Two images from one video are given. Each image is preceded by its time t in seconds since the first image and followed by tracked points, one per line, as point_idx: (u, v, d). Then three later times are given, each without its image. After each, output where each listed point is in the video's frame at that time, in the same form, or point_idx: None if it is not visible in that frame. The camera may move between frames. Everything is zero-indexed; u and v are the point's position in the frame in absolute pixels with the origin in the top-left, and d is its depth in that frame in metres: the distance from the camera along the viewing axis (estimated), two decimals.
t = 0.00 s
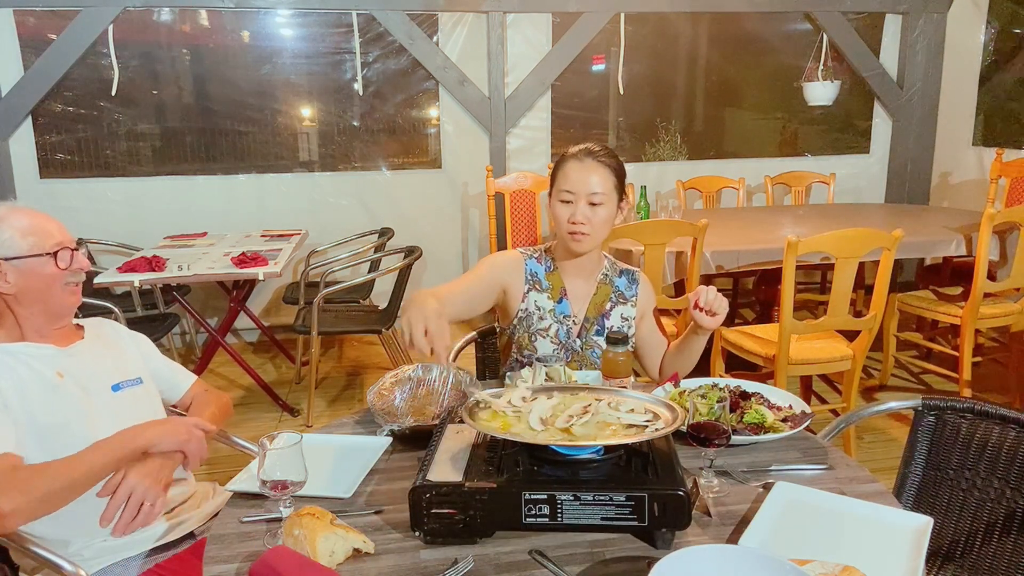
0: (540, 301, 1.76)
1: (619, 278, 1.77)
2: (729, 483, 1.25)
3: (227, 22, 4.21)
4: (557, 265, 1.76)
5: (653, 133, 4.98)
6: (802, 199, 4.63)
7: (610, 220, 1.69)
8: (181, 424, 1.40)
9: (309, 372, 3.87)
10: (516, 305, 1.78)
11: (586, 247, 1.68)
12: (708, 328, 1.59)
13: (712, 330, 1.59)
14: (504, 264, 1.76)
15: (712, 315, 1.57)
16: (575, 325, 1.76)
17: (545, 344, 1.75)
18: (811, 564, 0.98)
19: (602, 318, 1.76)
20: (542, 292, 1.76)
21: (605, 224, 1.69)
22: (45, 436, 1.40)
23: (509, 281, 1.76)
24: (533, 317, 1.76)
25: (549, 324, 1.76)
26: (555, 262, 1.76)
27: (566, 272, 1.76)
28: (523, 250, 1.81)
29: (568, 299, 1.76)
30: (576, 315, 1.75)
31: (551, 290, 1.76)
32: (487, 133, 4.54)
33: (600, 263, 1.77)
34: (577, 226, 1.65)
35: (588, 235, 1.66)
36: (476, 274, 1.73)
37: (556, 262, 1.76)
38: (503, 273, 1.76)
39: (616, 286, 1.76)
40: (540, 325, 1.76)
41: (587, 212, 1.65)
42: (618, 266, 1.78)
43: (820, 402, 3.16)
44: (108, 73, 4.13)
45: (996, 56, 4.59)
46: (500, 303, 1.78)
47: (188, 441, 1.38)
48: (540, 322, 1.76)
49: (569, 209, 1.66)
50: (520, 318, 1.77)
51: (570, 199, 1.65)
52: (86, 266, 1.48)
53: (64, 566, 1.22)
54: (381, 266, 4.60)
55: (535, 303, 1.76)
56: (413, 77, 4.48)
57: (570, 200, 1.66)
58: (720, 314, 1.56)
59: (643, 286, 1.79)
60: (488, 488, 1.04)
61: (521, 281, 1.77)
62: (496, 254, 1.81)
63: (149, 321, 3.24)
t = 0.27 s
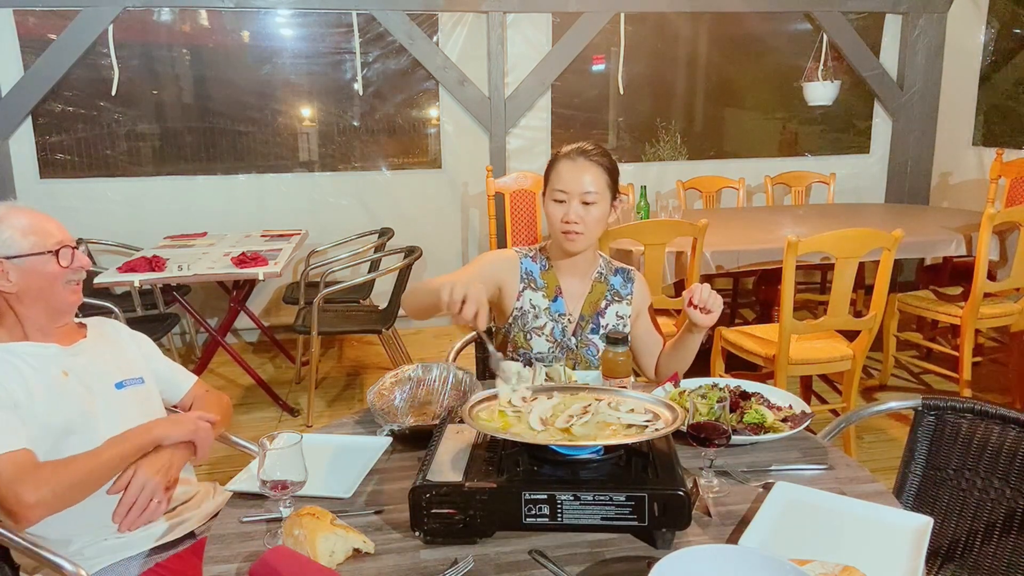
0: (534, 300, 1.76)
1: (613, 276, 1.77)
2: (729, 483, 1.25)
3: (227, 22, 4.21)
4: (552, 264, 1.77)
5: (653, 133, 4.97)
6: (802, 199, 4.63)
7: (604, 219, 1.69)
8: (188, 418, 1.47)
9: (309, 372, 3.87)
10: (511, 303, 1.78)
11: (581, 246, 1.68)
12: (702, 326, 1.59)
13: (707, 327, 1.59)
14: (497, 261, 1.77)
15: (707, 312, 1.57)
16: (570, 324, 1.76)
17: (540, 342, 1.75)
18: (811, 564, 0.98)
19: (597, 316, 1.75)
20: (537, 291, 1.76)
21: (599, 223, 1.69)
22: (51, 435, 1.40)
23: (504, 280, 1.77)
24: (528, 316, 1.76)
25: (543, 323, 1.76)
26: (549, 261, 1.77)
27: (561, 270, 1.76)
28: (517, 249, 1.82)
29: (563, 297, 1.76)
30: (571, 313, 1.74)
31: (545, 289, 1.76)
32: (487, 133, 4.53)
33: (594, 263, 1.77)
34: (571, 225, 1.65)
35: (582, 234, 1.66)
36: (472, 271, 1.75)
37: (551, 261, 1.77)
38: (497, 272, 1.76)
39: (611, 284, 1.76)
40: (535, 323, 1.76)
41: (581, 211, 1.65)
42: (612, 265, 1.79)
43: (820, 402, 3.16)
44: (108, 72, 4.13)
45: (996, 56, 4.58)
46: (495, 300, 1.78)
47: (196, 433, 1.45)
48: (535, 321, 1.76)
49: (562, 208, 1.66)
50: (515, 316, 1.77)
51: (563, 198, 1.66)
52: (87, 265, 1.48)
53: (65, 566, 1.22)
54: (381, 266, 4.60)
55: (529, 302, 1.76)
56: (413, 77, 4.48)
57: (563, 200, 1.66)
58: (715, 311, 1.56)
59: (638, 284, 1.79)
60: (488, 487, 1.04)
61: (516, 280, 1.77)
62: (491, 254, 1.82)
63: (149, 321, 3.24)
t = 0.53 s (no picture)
0: (537, 299, 1.75)
1: (615, 275, 1.77)
2: (729, 483, 1.25)
3: (227, 22, 4.21)
4: (554, 263, 1.76)
5: (653, 133, 4.97)
6: (802, 199, 4.63)
7: (605, 218, 1.69)
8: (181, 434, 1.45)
9: (309, 372, 3.87)
10: (513, 303, 1.77)
11: (583, 246, 1.68)
12: (704, 322, 1.59)
13: (709, 325, 1.59)
14: (500, 262, 1.76)
15: (709, 310, 1.57)
16: (573, 323, 1.76)
17: (543, 342, 1.74)
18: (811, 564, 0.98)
19: (599, 315, 1.76)
20: (539, 290, 1.76)
21: (601, 223, 1.69)
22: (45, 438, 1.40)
23: (506, 280, 1.76)
24: (530, 315, 1.76)
25: (546, 323, 1.75)
26: (551, 261, 1.76)
27: (563, 270, 1.76)
28: (519, 250, 1.81)
29: (565, 297, 1.76)
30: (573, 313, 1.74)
31: (547, 288, 1.76)
32: (487, 132, 4.53)
33: (595, 263, 1.77)
34: (573, 225, 1.65)
35: (584, 234, 1.66)
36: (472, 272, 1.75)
37: (553, 260, 1.76)
38: (499, 272, 1.76)
39: (613, 283, 1.77)
40: (537, 323, 1.75)
41: (583, 211, 1.65)
42: (614, 264, 1.79)
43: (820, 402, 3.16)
44: (108, 73, 4.13)
45: (996, 56, 4.58)
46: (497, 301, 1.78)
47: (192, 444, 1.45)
48: (538, 320, 1.76)
49: (564, 208, 1.66)
50: (517, 316, 1.76)
51: (565, 198, 1.66)
52: (83, 266, 1.48)
53: (64, 566, 1.22)
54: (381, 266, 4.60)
55: (532, 302, 1.76)
56: (413, 77, 4.48)
57: (565, 200, 1.66)
58: (717, 309, 1.56)
59: (640, 282, 1.79)
60: (488, 488, 1.04)
61: (518, 280, 1.77)
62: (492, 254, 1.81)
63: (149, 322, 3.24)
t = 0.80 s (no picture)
0: (540, 300, 1.76)
1: (617, 277, 1.77)
2: (729, 483, 1.25)
3: (227, 22, 4.21)
4: (557, 264, 1.76)
5: (653, 133, 4.97)
6: (802, 199, 4.63)
7: (606, 218, 1.69)
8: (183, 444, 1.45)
9: (309, 372, 3.87)
10: (516, 302, 1.77)
11: (585, 248, 1.68)
12: (705, 327, 1.59)
13: (710, 328, 1.59)
14: (500, 259, 1.74)
15: (710, 313, 1.57)
16: (575, 324, 1.76)
17: (544, 342, 1.75)
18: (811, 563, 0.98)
19: (601, 316, 1.76)
20: (542, 290, 1.76)
21: (602, 223, 1.69)
22: (44, 438, 1.40)
23: (509, 279, 1.75)
24: (532, 314, 1.76)
25: (547, 322, 1.76)
26: (554, 262, 1.76)
27: (566, 270, 1.76)
28: (522, 249, 1.81)
29: (567, 298, 1.76)
30: (575, 313, 1.75)
31: (550, 288, 1.76)
32: (487, 132, 4.54)
33: (598, 263, 1.77)
34: (574, 226, 1.65)
35: (585, 235, 1.66)
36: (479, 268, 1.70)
37: (555, 261, 1.76)
38: (502, 268, 1.73)
39: (614, 284, 1.77)
40: (539, 323, 1.76)
41: (584, 212, 1.65)
42: (615, 265, 1.79)
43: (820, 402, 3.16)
44: (108, 72, 4.13)
45: (996, 56, 4.58)
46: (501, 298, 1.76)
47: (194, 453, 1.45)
48: (540, 320, 1.76)
49: (565, 210, 1.66)
50: (519, 314, 1.76)
51: (566, 200, 1.66)
52: (78, 268, 1.48)
53: (64, 566, 1.22)
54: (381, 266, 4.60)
55: (535, 301, 1.76)
56: (413, 77, 4.48)
57: (566, 201, 1.66)
58: (719, 312, 1.56)
59: (641, 284, 1.79)
60: (488, 488, 1.04)
61: (521, 278, 1.76)
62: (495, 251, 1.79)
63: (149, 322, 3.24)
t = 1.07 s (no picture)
0: (544, 301, 1.76)
1: (619, 277, 1.78)
2: (729, 483, 1.25)
3: (227, 22, 4.21)
4: (560, 265, 1.76)
5: (653, 133, 4.97)
6: (802, 199, 4.63)
7: (607, 218, 1.69)
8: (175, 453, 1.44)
9: (309, 373, 3.87)
10: (522, 305, 1.77)
11: (587, 248, 1.68)
12: (707, 324, 1.59)
13: (712, 327, 1.59)
14: (509, 263, 1.75)
15: (713, 311, 1.57)
16: (579, 325, 1.76)
17: (548, 344, 1.75)
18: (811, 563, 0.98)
19: (604, 317, 1.76)
20: (546, 292, 1.76)
21: (603, 223, 1.69)
22: (43, 439, 1.40)
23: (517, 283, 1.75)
24: (536, 317, 1.76)
25: (552, 325, 1.76)
26: (557, 263, 1.76)
27: (568, 271, 1.76)
28: (525, 250, 1.81)
29: (570, 299, 1.76)
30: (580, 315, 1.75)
31: (554, 289, 1.76)
32: (487, 133, 4.54)
33: (600, 264, 1.77)
34: (576, 226, 1.66)
35: (587, 235, 1.66)
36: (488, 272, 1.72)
37: (558, 262, 1.76)
38: (510, 272, 1.74)
39: (616, 285, 1.77)
40: (543, 325, 1.76)
41: (585, 212, 1.65)
42: (617, 266, 1.79)
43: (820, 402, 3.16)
44: (108, 72, 4.13)
45: (995, 56, 4.58)
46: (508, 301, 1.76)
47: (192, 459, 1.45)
48: (543, 322, 1.76)
49: (566, 210, 1.66)
50: (524, 318, 1.77)
51: (567, 200, 1.66)
52: (80, 269, 1.48)
53: (64, 566, 1.22)
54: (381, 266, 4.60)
55: (539, 304, 1.76)
56: (413, 77, 4.48)
57: (567, 202, 1.66)
58: (721, 309, 1.56)
59: (642, 284, 1.80)
60: (488, 487, 1.04)
61: (527, 282, 1.76)
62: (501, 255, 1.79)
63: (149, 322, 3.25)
